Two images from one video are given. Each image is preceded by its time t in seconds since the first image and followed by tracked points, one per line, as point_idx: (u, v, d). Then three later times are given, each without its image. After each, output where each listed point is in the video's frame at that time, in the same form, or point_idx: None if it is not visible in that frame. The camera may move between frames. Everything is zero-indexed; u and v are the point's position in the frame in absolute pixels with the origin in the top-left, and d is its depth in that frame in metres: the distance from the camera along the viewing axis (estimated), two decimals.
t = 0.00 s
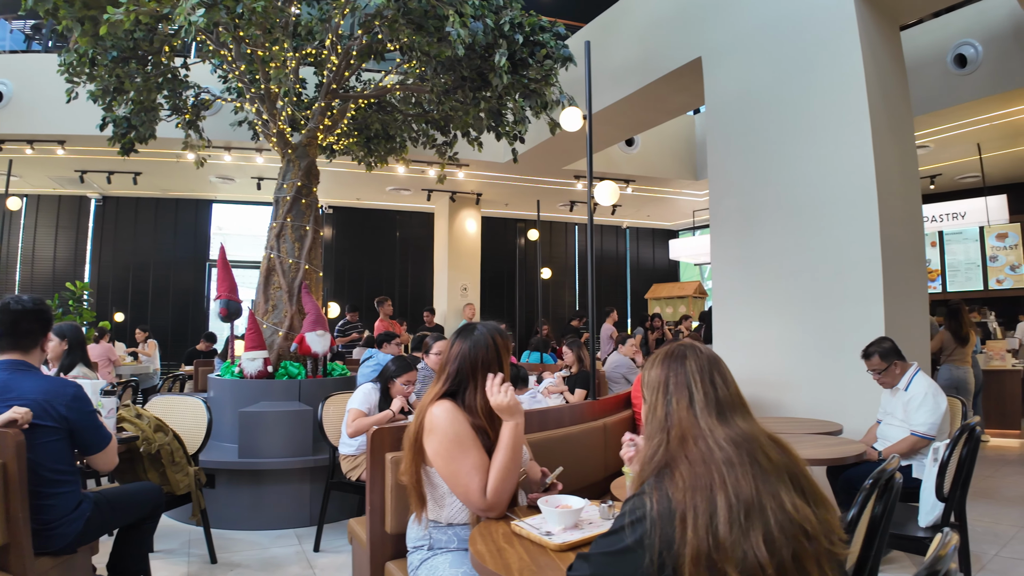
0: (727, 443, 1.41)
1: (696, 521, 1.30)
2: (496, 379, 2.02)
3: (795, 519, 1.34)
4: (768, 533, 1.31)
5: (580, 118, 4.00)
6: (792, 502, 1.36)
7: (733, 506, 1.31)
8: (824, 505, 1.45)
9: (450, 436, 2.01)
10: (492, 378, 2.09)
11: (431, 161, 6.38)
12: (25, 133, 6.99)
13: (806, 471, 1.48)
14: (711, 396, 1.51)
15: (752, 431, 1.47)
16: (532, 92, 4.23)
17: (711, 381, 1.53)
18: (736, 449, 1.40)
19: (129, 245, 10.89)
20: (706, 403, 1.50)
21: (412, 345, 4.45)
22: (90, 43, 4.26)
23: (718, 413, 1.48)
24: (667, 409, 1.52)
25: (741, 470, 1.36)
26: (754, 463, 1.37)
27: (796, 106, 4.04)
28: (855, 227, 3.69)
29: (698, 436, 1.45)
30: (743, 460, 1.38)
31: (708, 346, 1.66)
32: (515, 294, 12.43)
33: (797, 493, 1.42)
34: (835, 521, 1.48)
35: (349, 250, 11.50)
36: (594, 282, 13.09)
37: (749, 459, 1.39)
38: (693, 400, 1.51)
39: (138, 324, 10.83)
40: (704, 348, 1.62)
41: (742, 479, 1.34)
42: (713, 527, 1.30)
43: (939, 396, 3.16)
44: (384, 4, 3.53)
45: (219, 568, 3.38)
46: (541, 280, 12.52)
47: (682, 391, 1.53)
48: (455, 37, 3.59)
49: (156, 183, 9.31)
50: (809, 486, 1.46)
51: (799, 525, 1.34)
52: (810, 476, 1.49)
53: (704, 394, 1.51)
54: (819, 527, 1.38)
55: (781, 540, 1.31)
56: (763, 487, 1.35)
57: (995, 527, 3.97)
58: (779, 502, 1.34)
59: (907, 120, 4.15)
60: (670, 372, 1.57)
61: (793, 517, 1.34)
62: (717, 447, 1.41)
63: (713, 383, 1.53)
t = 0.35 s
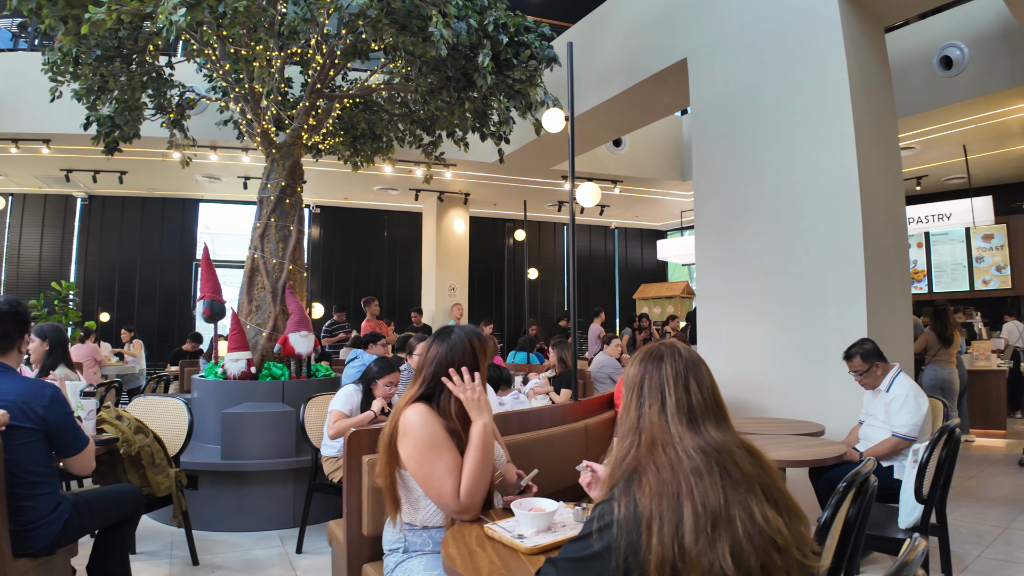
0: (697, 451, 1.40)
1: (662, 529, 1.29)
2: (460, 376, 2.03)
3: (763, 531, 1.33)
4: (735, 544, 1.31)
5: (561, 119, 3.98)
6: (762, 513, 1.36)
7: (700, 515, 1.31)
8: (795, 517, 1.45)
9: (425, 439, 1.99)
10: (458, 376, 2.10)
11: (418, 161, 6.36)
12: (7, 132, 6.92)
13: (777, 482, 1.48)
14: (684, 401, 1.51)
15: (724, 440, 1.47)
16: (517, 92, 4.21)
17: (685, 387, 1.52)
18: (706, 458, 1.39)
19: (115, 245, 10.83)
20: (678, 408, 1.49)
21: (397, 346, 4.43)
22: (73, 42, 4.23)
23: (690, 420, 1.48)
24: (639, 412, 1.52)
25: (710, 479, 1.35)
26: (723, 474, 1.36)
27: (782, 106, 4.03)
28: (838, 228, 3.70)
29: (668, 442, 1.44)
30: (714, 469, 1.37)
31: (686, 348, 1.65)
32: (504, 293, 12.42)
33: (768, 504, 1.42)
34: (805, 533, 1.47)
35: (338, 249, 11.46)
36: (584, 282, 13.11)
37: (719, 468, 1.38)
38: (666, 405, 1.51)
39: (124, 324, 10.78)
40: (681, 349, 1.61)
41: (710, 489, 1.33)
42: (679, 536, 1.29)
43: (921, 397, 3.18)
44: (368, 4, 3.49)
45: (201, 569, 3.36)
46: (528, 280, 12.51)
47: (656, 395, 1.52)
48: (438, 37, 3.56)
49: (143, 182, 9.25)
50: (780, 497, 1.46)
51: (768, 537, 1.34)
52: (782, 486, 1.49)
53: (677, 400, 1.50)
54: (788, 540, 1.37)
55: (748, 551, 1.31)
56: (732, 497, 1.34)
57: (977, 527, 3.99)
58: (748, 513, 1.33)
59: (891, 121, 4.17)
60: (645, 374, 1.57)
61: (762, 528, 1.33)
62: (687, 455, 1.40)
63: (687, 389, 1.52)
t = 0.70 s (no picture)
0: (670, 453, 1.38)
1: (628, 532, 1.28)
2: (441, 380, 2.03)
3: (734, 537, 1.32)
4: (703, 548, 1.29)
5: (548, 120, 3.97)
6: (733, 520, 1.34)
7: (668, 519, 1.29)
8: (767, 523, 1.44)
9: (401, 440, 2.00)
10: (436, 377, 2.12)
11: (410, 161, 6.36)
12: None
13: (752, 489, 1.46)
14: (660, 402, 1.49)
15: (699, 443, 1.45)
16: (506, 92, 4.21)
17: (661, 387, 1.50)
18: (678, 461, 1.37)
19: (108, 244, 10.84)
20: (653, 409, 1.48)
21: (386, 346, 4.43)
22: (61, 43, 4.22)
23: (665, 421, 1.46)
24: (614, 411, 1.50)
25: (680, 482, 1.33)
26: (694, 477, 1.34)
27: (772, 106, 4.03)
28: (826, 228, 3.70)
29: (641, 442, 1.42)
30: (685, 472, 1.35)
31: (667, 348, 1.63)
32: (497, 293, 12.43)
33: (741, 510, 1.40)
34: (778, 541, 1.46)
35: (331, 249, 11.47)
36: (577, 281, 13.12)
37: (690, 472, 1.36)
38: (641, 405, 1.49)
39: (116, 325, 10.78)
40: (661, 349, 1.59)
41: (679, 492, 1.32)
42: (646, 538, 1.28)
43: (908, 398, 3.17)
44: (354, 4, 3.47)
45: (188, 569, 3.36)
46: (519, 280, 12.50)
47: (631, 395, 1.51)
48: (425, 37, 3.56)
49: (135, 181, 9.24)
50: (754, 504, 1.44)
51: (738, 543, 1.32)
52: (757, 493, 1.47)
53: (653, 400, 1.49)
54: (760, 546, 1.36)
55: (717, 557, 1.29)
56: (702, 501, 1.33)
57: (965, 528, 3.99)
58: (718, 519, 1.31)
59: (881, 122, 4.17)
60: (623, 372, 1.56)
61: (732, 534, 1.31)
62: (659, 456, 1.38)
63: (663, 389, 1.50)
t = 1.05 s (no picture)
0: (635, 453, 1.38)
1: (588, 532, 1.28)
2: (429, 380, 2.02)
3: (696, 539, 1.31)
4: (663, 550, 1.29)
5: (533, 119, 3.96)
6: (696, 522, 1.33)
7: (629, 519, 1.29)
8: (734, 524, 1.43)
9: (376, 439, 2.00)
10: (412, 376, 2.14)
11: (400, 160, 6.36)
12: None
13: (719, 491, 1.45)
14: (628, 400, 1.48)
15: (666, 443, 1.44)
16: (493, 92, 4.21)
17: (630, 385, 1.49)
18: (642, 462, 1.37)
19: (101, 244, 10.84)
20: (621, 408, 1.47)
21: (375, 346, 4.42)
22: (49, 42, 4.22)
23: (632, 420, 1.45)
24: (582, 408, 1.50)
25: (642, 483, 1.33)
26: (657, 478, 1.34)
27: (760, 106, 4.03)
28: (813, 228, 3.70)
29: (607, 441, 1.42)
30: (648, 473, 1.35)
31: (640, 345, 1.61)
32: (491, 293, 12.42)
33: (706, 511, 1.39)
34: (745, 543, 1.44)
35: (325, 250, 11.48)
36: (571, 281, 13.12)
37: (654, 472, 1.36)
38: (609, 403, 1.48)
39: (109, 325, 10.77)
40: (632, 347, 1.57)
41: (641, 493, 1.32)
42: (605, 538, 1.28)
43: (893, 398, 3.17)
44: (341, 3, 3.46)
45: (173, 569, 3.35)
46: (511, 281, 12.50)
47: (600, 393, 1.50)
48: (411, 37, 3.55)
49: (128, 181, 9.23)
50: (721, 507, 1.43)
51: (701, 546, 1.31)
52: (725, 495, 1.46)
53: (621, 398, 1.48)
54: (724, 548, 1.35)
55: (677, 559, 1.29)
56: (664, 503, 1.32)
57: (954, 528, 3.98)
58: (680, 520, 1.31)
59: (869, 122, 4.18)
60: (593, 370, 1.54)
61: (695, 537, 1.31)
62: (623, 456, 1.38)
63: (631, 388, 1.48)
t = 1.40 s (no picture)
0: (605, 452, 1.37)
1: (557, 530, 1.28)
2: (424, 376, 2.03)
3: (665, 539, 1.30)
4: (632, 550, 1.28)
5: (519, 118, 3.95)
6: (666, 522, 1.32)
7: (597, 518, 1.29)
8: (707, 525, 1.42)
9: (354, 438, 2.00)
10: (392, 374, 2.13)
11: (392, 160, 6.36)
12: None
13: (692, 491, 1.43)
14: (600, 399, 1.47)
15: (638, 442, 1.43)
16: (483, 91, 4.22)
17: (602, 383, 1.48)
18: (612, 460, 1.36)
19: (94, 243, 10.83)
20: (593, 406, 1.46)
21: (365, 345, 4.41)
22: (37, 41, 4.22)
23: (604, 418, 1.44)
24: (554, 406, 1.49)
25: (612, 482, 1.33)
26: (627, 477, 1.33)
27: (751, 105, 4.02)
28: (803, 228, 3.69)
29: (578, 439, 1.41)
30: (618, 471, 1.34)
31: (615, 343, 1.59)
32: (484, 292, 12.43)
33: (678, 511, 1.38)
34: (717, 544, 1.43)
35: (318, 249, 11.49)
36: (565, 281, 13.13)
37: (624, 471, 1.35)
38: (581, 401, 1.48)
39: (101, 324, 10.76)
40: (606, 345, 1.56)
41: (610, 492, 1.31)
42: (574, 537, 1.28)
43: (880, 397, 3.16)
44: (329, 2, 3.46)
45: (160, 568, 3.34)
46: (504, 280, 12.51)
47: (572, 391, 1.49)
48: (399, 36, 3.55)
49: (120, 180, 9.21)
50: (692, 507, 1.42)
51: (670, 546, 1.30)
52: (698, 496, 1.45)
53: (593, 396, 1.47)
54: (695, 548, 1.34)
55: (646, 559, 1.28)
56: (634, 502, 1.32)
57: (943, 528, 3.97)
58: (649, 519, 1.30)
59: (858, 121, 4.18)
60: (566, 368, 1.53)
61: (664, 537, 1.30)
62: (593, 454, 1.37)
63: (603, 386, 1.47)
